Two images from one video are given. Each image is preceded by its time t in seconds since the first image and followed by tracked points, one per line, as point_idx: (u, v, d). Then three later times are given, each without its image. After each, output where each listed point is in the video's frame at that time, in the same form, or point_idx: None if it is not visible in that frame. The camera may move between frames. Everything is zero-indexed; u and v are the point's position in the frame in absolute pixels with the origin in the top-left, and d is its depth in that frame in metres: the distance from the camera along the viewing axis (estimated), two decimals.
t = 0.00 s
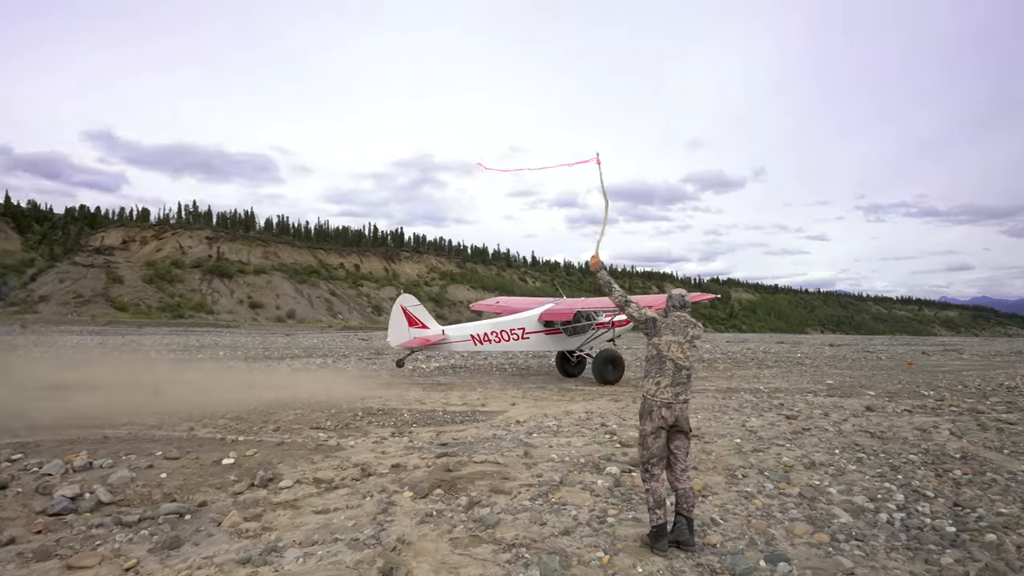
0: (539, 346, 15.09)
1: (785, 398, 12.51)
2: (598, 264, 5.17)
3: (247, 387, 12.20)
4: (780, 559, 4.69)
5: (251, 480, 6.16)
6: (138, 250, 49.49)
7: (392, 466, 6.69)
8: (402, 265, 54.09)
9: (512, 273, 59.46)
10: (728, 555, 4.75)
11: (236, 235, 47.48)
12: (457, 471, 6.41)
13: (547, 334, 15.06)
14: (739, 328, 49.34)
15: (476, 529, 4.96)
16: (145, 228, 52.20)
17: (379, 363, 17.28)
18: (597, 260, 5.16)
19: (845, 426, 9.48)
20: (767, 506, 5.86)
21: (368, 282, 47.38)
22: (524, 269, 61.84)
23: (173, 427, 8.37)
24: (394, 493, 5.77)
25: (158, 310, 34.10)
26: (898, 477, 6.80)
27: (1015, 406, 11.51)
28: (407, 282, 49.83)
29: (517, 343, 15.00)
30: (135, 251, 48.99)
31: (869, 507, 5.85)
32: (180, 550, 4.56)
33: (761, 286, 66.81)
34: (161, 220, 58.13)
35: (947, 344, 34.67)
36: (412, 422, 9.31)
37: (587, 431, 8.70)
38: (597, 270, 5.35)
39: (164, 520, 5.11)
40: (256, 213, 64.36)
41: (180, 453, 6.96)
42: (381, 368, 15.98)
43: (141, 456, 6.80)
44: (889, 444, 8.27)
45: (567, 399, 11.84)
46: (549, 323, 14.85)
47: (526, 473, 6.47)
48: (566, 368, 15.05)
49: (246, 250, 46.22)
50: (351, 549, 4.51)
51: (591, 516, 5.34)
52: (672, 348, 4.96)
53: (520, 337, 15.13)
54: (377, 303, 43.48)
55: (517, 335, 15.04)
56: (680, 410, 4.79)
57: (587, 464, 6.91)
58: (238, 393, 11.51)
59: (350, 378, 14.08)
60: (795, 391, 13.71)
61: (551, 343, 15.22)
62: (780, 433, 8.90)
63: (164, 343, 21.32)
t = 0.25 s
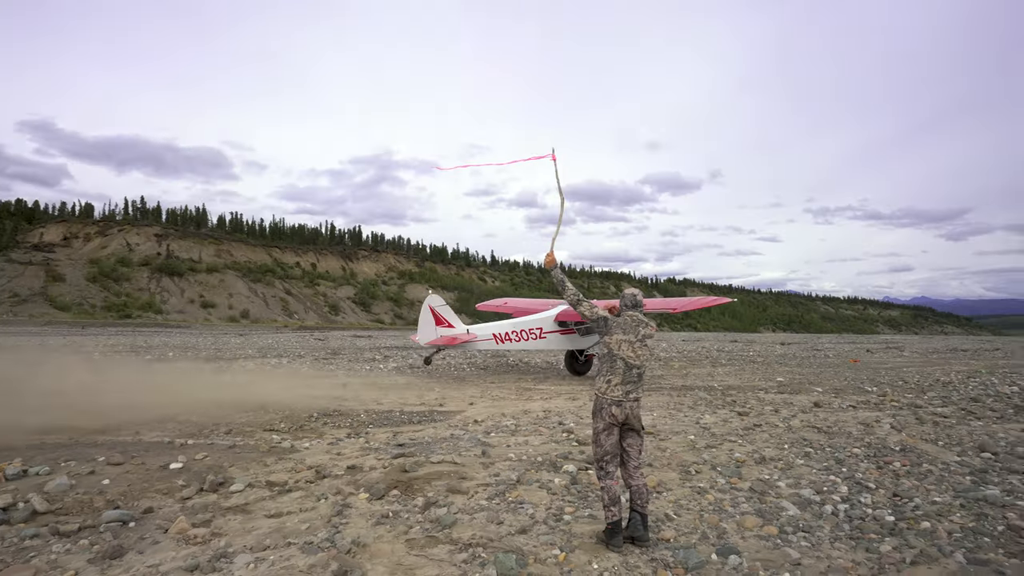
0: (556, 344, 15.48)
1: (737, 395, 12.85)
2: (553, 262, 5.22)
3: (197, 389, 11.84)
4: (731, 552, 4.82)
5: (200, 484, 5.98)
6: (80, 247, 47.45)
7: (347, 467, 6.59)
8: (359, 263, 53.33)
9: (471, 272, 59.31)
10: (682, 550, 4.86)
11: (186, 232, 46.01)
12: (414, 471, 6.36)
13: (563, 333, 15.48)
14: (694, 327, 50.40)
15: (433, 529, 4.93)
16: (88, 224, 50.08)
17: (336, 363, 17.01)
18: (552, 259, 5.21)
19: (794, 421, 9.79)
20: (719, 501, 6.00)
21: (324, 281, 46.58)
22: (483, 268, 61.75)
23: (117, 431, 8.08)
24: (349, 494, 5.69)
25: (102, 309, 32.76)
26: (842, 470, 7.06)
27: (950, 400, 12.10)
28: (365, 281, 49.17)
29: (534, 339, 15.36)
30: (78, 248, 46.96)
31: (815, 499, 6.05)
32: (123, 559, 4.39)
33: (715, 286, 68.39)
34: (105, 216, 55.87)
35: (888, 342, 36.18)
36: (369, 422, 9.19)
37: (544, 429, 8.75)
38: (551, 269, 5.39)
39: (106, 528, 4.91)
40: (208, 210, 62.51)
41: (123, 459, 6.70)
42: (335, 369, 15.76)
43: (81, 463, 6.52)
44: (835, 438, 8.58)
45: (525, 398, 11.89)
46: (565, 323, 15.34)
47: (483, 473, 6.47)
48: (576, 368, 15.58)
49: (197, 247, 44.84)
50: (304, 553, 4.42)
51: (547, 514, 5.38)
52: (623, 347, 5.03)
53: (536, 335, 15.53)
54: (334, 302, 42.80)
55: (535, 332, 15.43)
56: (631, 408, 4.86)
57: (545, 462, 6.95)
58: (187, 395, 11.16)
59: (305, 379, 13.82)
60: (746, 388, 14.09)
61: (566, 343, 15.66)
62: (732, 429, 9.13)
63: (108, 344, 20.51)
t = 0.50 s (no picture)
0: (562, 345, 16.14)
1: (686, 393, 13.15)
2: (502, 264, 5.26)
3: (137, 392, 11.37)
4: (678, 546, 4.92)
5: (138, 491, 5.74)
6: (10, 242, 44.92)
7: (296, 470, 6.45)
8: (311, 262, 52.24)
9: (425, 271, 58.86)
10: (631, 545, 4.93)
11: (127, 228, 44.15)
12: (365, 473, 6.28)
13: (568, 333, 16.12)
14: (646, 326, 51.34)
15: (383, 531, 4.87)
16: (18, 219, 47.47)
17: (285, 363, 16.63)
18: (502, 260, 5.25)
19: (739, 418, 10.09)
20: (667, 496, 6.13)
21: (274, 279, 45.45)
22: (438, 267, 61.37)
23: (53, 436, 7.72)
24: (297, 497, 5.57)
25: (34, 308, 31.11)
26: (785, 464, 7.31)
27: (885, 395, 12.68)
28: (317, 280, 48.21)
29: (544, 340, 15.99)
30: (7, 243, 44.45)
31: (759, 493, 6.24)
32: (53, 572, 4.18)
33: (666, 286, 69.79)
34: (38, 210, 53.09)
35: (828, 340, 37.67)
36: (318, 424, 9.02)
37: (497, 429, 8.76)
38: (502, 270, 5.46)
39: (34, 540, 4.66)
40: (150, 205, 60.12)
41: (54, 466, 6.37)
42: (280, 370, 15.39)
43: (7, 471, 6.17)
44: (778, 434, 8.88)
45: (479, 398, 11.89)
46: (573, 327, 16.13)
47: (435, 473, 6.43)
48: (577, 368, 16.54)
49: (139, 244, 43.10)
50: (249, 559, 4.31)
51: (499, 513, 5.39)
52: (569, 346, 5.09)
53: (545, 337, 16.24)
54: (284, 301, 41.83)
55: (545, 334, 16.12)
56: (578, 407, 4.91)
57: (497, 462, 6.96)
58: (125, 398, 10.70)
59: (253, 380, 13.46)
60: (695, 386, 14.44)
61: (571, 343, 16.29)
62: (681, 427, 9.34)
63: (40, 345, 19.47)
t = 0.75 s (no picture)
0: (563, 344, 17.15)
1: (637, 391, 13.39)
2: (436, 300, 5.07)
3: (71, 395, 10.85)
4: (627, 541, 5.00)
5: (70, 500, 5.47)
6: None
7: (241, 473, 6.27)
8: (260, 260, 50.85)
9: (378, 270, 58.07)
10: (581, 542, 4.99)
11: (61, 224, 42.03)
12: (313, 475, 6.16)
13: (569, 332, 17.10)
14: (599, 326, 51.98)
15: (331, 534, 4.79)
16: None
17: (231, 365, 16.15)
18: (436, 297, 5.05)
19: (688, 415, 10.34)
20: (617, 493, 6.23)
21: (220, 278, 44.06)
22: (391, 267, 60.64)
23: None
24: (242, 502, 5.42)
25: None
26: (730, 458, 7.53)
27: (825, 391, 13.20)
28: (265, 279, 46.97)
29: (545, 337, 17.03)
30: None
31: (705, 487, 6.41)
32: None
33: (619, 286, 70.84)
34: None
35: (772, 338, 38.97)
36: (265, 426, 8.79)
37: (449, 429, 8.73)
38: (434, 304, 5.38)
39: None
40: (86, 200, 57.37)
41: None
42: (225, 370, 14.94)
43: None
44: (724, 430, 9.14)
45: (431, 398, 11.82)
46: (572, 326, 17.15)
47: (385, 474, 6.36)
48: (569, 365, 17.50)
49: (74, 240, 41.10)
50: (191, 567, 4.17)
51: (450, 513, 5.37)
52: (518, 346, 5.17)
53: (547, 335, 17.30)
54: (231, 301, 40.60)
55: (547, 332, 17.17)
56: (526, 406, 4.97)
57: (449, 461, 6.94)
58: (57, 402, 10.19)
59: (198, 381, 13.05)
60: (646, 384, 14.72)
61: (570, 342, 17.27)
62: (631, 424, 9.50)
63: None
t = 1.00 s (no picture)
0: (566, 337, 17.65)
1: (597, 385, 13.54)
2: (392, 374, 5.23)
3: (12, 395, 10.38)
4: (586, 534, 5.07)
5: (10, 504, 5.24)
6: None
7: (193, 474, 6.11)
8: (215, 255, 49.45)
9: (338, 266, 57.15)
10: (540, 535, 5.03)
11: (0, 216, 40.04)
12: (269, 474, 6.04)
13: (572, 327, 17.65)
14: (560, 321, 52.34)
15: (287, 534, 4.72)
16: None
17: (184, 362, 15.68)
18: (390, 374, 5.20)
19: (646, 408, 10.51)
20: (576, 486, 6.30)
21: (173, 274, 42.71)
22: (351, 262, 59.74)
23: None
24: (195, 503, 5.28)
25: None
26: (687, 451, 7.69)
27: (778, 385, 13.58)
28: (220, 274, 45.73)
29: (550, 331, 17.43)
30: None
31: (662, 480, 6.53)
32: None
33: (580, 282, 71.44)
34: None
35: (728, 333, 39.93)
36: (219, 425, 8.57)
37: (409, 425, 8.68)
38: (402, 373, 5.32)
39: None
40: (28, 192, 54.79)
41: None
42: (173, 368, 14.48)
43: None
44: (681, 423, 9.33)
45: (392, 394, 11.70)
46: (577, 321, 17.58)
47: (344, 472, 6.29)
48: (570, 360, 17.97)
49: (15, 234, 39.22)
50: (140, 572, 4.04)
51: (410, 510, 5.35)
52: (473, 341, 5.22)
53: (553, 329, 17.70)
54: (185, 297, 39.42)
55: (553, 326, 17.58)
56: (482, 401, 5.02)
57: (408, 458, 6.90)
58: None
59: (149, 379, 12.64)
60: (606, 379, 14.89)
61: (572, 336, 17.87)
62: (592, 418, 9.61)
63: None
